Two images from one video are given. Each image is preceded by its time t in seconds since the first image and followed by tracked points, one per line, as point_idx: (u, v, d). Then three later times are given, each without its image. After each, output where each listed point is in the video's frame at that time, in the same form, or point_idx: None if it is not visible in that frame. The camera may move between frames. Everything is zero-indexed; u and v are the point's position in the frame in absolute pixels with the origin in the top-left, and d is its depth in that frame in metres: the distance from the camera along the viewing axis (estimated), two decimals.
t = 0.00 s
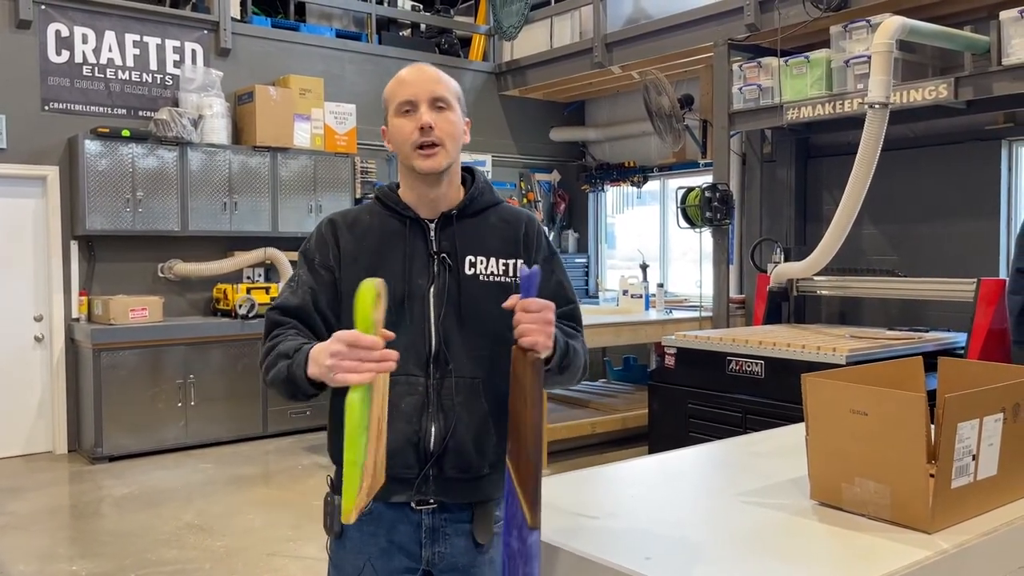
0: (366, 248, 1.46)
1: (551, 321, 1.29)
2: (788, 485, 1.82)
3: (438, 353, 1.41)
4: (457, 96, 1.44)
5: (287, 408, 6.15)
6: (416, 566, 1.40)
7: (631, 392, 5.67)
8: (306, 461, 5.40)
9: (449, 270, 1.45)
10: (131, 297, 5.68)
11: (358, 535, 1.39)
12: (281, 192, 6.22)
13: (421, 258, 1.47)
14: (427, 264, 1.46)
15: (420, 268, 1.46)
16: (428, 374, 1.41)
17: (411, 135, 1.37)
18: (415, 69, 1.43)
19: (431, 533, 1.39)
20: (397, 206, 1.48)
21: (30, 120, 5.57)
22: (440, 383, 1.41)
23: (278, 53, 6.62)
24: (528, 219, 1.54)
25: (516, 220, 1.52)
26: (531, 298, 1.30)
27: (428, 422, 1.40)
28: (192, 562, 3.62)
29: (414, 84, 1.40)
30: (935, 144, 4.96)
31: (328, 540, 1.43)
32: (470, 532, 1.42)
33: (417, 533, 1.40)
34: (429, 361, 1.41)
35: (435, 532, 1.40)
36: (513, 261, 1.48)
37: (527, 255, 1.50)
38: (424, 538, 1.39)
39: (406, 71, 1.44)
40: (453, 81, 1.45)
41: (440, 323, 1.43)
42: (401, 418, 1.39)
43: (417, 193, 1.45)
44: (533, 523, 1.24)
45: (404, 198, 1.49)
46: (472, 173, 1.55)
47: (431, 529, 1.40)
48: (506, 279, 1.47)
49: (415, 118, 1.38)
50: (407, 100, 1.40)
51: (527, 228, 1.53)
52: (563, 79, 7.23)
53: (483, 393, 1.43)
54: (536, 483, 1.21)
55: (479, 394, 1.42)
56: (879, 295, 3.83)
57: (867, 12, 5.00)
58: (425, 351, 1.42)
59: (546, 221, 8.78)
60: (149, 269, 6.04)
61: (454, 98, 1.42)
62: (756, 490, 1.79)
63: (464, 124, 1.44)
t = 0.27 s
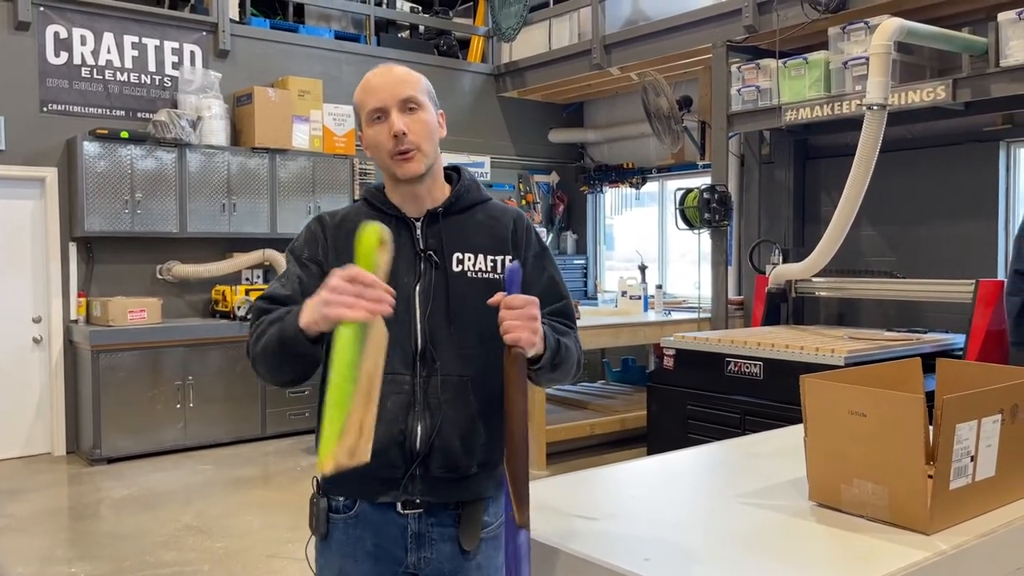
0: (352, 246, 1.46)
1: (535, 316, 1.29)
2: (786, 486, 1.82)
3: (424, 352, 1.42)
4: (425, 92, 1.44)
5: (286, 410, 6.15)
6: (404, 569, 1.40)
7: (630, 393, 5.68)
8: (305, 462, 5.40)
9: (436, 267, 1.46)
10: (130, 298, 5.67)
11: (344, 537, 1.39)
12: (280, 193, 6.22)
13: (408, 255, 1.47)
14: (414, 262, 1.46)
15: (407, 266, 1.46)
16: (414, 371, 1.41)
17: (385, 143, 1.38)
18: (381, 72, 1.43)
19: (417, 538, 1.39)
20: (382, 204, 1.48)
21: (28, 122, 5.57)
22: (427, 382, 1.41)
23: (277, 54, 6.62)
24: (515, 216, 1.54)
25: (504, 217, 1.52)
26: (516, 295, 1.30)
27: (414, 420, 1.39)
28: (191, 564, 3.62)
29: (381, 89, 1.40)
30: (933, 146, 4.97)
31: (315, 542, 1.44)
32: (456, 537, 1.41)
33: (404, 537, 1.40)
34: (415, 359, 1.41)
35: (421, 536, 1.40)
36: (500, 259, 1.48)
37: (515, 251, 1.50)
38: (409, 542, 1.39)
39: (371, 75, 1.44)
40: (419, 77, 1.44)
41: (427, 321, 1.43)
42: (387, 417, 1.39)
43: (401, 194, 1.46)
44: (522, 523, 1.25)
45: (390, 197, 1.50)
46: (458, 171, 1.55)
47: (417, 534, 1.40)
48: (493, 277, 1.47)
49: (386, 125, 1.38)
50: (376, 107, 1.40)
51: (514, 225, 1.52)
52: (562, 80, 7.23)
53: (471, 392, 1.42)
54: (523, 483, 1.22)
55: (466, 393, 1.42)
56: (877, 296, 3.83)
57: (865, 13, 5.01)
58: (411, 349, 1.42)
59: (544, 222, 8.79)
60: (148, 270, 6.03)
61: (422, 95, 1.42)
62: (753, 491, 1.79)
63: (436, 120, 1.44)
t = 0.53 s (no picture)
0: (347, 248, 1.44)
1: (568, 306, 1.38)
2: (784, 488, 1.83)
3: (425, 358, 1.41)
4: (427, 89, 1.43)
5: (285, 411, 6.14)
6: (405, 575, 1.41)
7: (628, 395, 5.68)
8: (304, 464, 5.39)
9: (436, 272, 1.45)
10: (128, 300, 5.67)
11: (343, 544, 1.40)
12: (278, 195, 6.22)
13: (407, 258, 1.46)
14: (414, 265, 1.46)
15: (407, 270, 1.45)
16: (416, 378, 1.40)
17: (383, 143, 1.38)
18: (381, 66, 1.43)
19: (419, 542, 1.40)
20: (378, 204, 1.47)
21: (27, 123, 5.57)
22: (428, 388, 1.40)
23: (275, 56, 6.62)
24: (514, 221, 1.56)
25: (501, 221, 1.53)
26: (550, 283, 1.39)
27: (416, 428, 1.38)
28: (189, 565, 3.62)
29: (381, 84, 1.41)
30: (931, 147, 4.98)
31: (313, 549, 1.44)
32: (459, 539, 1.43)
33: (405, 542, 1.40)
34: (416, 366, 1.41)
35: (423, 540, 1.40)
36: (500, 264, 1.49)
37: (515, 257, 1.52)
38: (411, 547, 1.40)
39: (370, 72, 1.44)
40: (422, 74, 1.44)
41: (428, 326, 1.43)
42: (389, 424, 1.38)
43: (399, 194, 1.46)
44: (544, 500, 1.31)
45: (385, 197, 1.48)
46: (457, 172, 1.55)
47: (419, 538, 1.40)
48: (494, 281, 1.48)
49: (383, 124, 1.39)
50: (374, 107, 1.40)
51: (514, 230, 1.54)
52: (561, 82, 7.24)
53: (471, 397, 1.42)
54: (551, 458, 1.30)
55: (467, 398, 1.42)
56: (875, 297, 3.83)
57: (863, 15, 5.02)
58: (412, 355, 1.41)
59: (543, 224, 8.80)
60: (146, 272, 6.03)
61: (422, 93, 1.42)
62: (752, 493, 1.79)
63: (437, 119, 1.45)
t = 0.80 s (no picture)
0: (344, 251, 1.45)
1: (555, 340, 1.38)
2: (782, 489, 1.83)
3: (419, 363, 1.41)
4: (427, 93, 1.43)
5: (283, 413, 6.14)
6: None
7: (627, 396, 5.68)
8: (303, 466, 5.39)
9: (432, 276, 1.45)
10: (126, 301, 5.66)
11: (336, 544, 1.40)
12: (277, 196, 6.22)
13: (403, 261, 1.46)
14: (410, 269, 1.46)
15: (403, 274, 1.45)
16: (409, 384, 1.40)
17: (382, 148, 1.38)
18: (381, 71, 1.42)
19: (411, 543, 1.40)
20: (376, 207, 1.47)
21: (25, 124, 5.57)
22: (421, 393, 1.40)
23: (274, 58, 6.62)
24: (516, 226, 1.55)
25: (501, 226, 1.53)
26: (535, 320, 1.39)
27: (408, 432, 1.38)
28: (188, 566, 3.62)
29: (380, 91, 1.40)
30: (929, 148, 4.98)
31: (307, 547, 1.45)
32: (452, 541, 1.42)
33: (397, 543, 1.40)
34: (410, 371, 1.41)
35: (415, 542, 1.40)
36: (498, 270, 1.49)
37: (514, 265, 1.52)
38: (403, 548, 1.40)
39: (371, 74, 1.43)
40: (422, 78, 1.43)
41: (422, 331, 1.43)
42: (381, 428, 1.38)
43: (397, 197, 1.45)
44: (552, 536, 1.31)
45: (384, 199, 1.49)
46: (459, 174, 1.55)
47: (411, 539, 1.40)
48: (490, 287, 1.48)
49: (383, 129, 1.39)
50: (374, 111, 1.40)
51: (515, 236, 1.54)
52: (559, 83, 7.24)
53: (465, 402, 1.42)
54: (556, 497, 1.28)
55: (461, 403, 1.42)
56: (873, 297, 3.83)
57: (861, 16, 5.02)
58: (406, 360, 1.41)
59: (542, 225, 8.81)
60: (145, 273, 6.03)
61: (423, 97, 1.41)
62: (750, 494, 1.79)
63: (439, 123, 1.44)
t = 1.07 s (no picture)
0: (342, 250, 1.45)
1: (555, 337, 1.39)
2: (779, 489, 1.83)
3: (415, 364, 1.41)
4: (422, 89, 1.43)
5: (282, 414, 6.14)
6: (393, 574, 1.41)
7: (625, 396, 5.68)
8: (301, 467, 5.39)
9: (429, 276, 1.46)
10: (125, 303, 5.66)
11: (333, 542, 1.40)
12: (275, 197, 6.22)
13: (400, 261, 1.46)
14: (407, 269, 1.46)
15: (400, 274, 1.46)
16: (405, 385, 1.40)
17: (377, 141, 1.38)
18: (376, 66, 1.42)
19: (407, 543, 1.40)
20: (374, 206, 1.47)
21: (23, 125, 5.57)
22: (417, 394, 1.40)
23: (272, 58, 6.62)
24: (513, 224, 1.56)
25: (498, 224, 1.53)
26: (534, 317, 1.39)
27: (404, 433, 1.38)
28: (186, 568, 3.61)
29: (375, 85, 1.40)
30: (926, 149, 4.99)
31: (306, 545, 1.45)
32: (448, 542, 1.42)
33: (393, 542, 1.40)
34: (406, 372, 1.41)
35: (412, 541, 1.41)
36: (496, 268, 1.49)
37: (512, 263, 1.52)
38: (400, 547, 1.40)
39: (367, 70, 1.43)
40: (417, 74, 1.44)
41: (419, 331, 1.43)
42: (376, 429, 1.38)
43: (393, 195, 1.45)
44: (548, 535, 1.32)
45: (381, 198, 1.49)
46: (457, 171, 1.55)
47: (408, 538, 1.40)
48: (488, 286, 1.48)
49: (378, 122, 1.39)
50: (369, 105, 1.40)
51: (513, 234, 1.54)
52: (557, 84, 7.24)
53: (461, 402, 1.42)
54: (550, 494, 1.30)
55: (457, 404, 1.42)
56: (871, 298, 3.84)
57: (858, 17, 5.03)
58: (402, 361, 1.41)
59: (540, 226, 8.81)
60: (143, 274, 6.03)
61: (418, 91, 1.42)
62: (748, 494, 1.79)
63: (434, 118, 1.44)
